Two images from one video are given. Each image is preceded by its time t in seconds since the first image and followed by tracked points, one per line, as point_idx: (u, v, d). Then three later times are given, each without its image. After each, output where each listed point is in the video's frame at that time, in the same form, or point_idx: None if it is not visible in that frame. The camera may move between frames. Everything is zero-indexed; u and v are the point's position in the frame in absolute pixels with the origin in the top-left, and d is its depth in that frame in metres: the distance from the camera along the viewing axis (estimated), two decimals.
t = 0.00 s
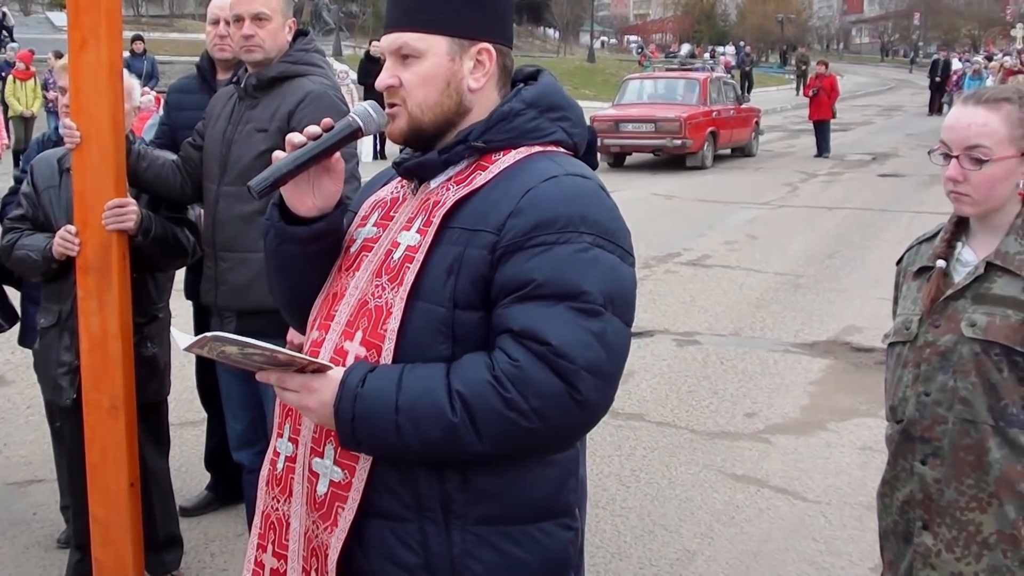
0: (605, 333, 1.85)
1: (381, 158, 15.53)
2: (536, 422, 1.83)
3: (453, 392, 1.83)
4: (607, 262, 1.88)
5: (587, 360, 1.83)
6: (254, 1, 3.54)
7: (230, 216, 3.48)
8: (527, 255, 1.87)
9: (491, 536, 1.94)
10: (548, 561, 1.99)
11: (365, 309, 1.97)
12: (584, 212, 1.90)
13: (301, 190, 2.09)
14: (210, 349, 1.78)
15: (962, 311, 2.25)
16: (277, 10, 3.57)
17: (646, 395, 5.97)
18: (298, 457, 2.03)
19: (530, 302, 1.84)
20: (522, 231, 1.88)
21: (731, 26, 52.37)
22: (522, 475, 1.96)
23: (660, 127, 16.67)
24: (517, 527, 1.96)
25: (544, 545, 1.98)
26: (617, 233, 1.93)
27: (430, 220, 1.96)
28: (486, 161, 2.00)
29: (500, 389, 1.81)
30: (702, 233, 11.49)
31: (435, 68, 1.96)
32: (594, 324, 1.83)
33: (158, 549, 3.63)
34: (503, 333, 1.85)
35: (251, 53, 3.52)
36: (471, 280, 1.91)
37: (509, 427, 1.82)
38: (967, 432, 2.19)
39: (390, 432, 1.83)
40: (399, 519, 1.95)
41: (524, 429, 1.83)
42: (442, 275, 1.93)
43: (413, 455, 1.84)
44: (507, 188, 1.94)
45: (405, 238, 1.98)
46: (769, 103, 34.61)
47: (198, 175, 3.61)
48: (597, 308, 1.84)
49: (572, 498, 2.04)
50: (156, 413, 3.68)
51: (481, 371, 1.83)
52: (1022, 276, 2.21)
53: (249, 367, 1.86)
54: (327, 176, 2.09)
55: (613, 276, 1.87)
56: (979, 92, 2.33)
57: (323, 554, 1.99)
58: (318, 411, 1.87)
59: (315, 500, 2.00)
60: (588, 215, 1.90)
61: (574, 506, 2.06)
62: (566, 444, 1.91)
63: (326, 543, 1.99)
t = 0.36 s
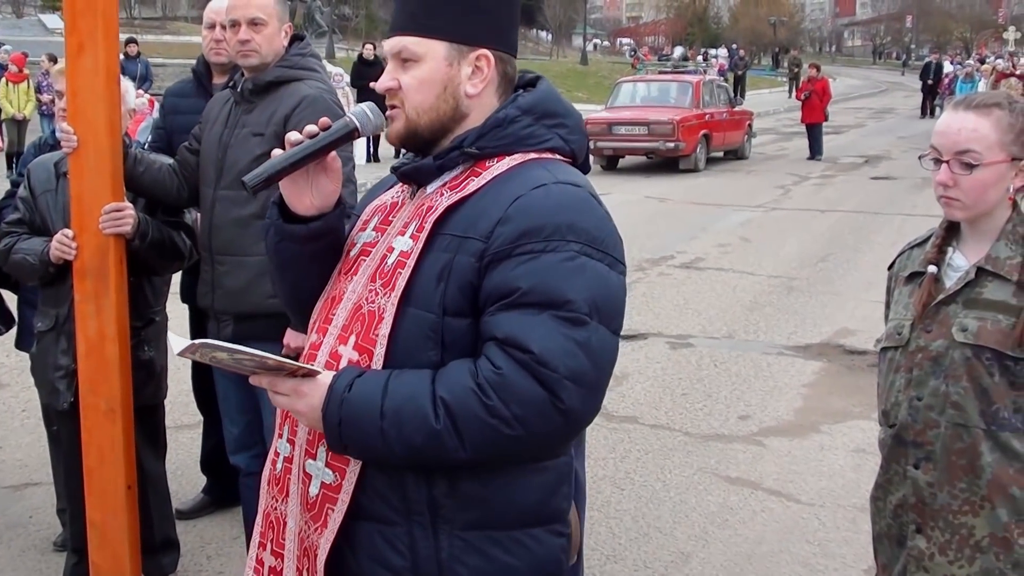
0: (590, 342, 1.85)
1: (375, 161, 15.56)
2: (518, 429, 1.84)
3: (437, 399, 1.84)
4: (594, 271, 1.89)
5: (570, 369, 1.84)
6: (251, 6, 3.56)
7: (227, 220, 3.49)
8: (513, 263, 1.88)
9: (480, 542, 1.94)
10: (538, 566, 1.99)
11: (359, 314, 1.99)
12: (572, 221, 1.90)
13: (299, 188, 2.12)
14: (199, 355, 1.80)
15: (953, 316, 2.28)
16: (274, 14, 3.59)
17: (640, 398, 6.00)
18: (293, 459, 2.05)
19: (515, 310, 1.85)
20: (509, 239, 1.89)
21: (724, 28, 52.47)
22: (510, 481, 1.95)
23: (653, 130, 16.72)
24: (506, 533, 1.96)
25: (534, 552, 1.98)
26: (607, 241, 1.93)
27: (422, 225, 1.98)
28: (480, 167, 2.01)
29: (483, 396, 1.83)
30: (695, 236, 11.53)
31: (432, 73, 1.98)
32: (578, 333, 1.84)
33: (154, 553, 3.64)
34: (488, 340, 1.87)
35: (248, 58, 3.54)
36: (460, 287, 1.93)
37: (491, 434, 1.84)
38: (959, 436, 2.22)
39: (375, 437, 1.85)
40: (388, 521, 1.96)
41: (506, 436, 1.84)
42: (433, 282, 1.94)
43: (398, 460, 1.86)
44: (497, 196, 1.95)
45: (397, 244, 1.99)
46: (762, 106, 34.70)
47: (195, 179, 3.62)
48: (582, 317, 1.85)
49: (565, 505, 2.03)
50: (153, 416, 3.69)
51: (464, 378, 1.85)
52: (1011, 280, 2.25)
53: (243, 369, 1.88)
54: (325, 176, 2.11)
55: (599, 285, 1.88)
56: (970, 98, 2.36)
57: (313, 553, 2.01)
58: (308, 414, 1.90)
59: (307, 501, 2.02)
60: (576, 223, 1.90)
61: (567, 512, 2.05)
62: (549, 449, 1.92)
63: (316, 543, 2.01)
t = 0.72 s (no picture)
0: (566, 346, 1.85)
1: (370, 164, 15.58)
2: (493, 432, 1.84)
3: (415, 401, 1.85)
4: (574, 275, 1.88)
5: (546, 373, 1.83)
6: (247, 11, 3.58)
7: (223, 224, 3.51)
8: (492, 267, 1.88)
9: (463, 543, 1.94)
10: (521, 568, 1.98)
11: (348, 316, 2.00)
12: (553, 225, 1.90)
13: (293, 191, 2.15)
14: (189, 356, 1.81)
15: (943, 318, 2.30)
16: (269, 18, 3.61)
17: (635, 400, 6.02)
18: (287, 457, 2.07)
19: (491, 314, 1.85)
20: (489, 243, 1.90)
21: (719, 30, 52.60)
22: (495, 483, 1.95)
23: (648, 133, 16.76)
24: (490, 534, 1.96)
25: (518, 553, 1.98)
26: (589, 246, 1.92)
27: (409, 228, 1.99)
28: (469, 171, 2.02)
29: (458, 399, 1.83)
30: (690, 239, 11.56)
31: (420, 78, 1.99)
32: (555, 337, 1.84)
33: (151, 554, 3.66)
34: (466, 343, 1.87)
35: (244, 63, 3.56)
36: (442, 292, 1.93)
37: (466, 437, 1.84)
38: (949, 437, 2.25)
39: (354, 437, 1.86)
40: (373, 520, 1.97)
41: (482, 439, 1.84)
42: (417, 286, 1.95)
43: (377, 461, 1.87)
44: (480, 200, 1.95)
45: (385, 247, 2.01)
46: (757, 109, 34.77)
47: (192, 183, 3.64)
48: (559, 322, 1.84)
49: (552, 507, 2.02)
50: (150, 418, 3.71)
51: (441, 381, 1.85)
52: (1000, 282, 2.27)
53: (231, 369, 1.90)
54: (320, 181, 2.13)
55: (578, 290, 1.87)
56: (958, 102, 2.39)
57: (300, 550, 2.03)
58: (293, 415, 1.92)
59: (297, 499, 2.03)
60: (557, 228, 1.90)
61: (555, 514, 2.04)
62: (527, 452, 1.92)
63: (304, 541, 2.02)
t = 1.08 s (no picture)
0: (544, 344, 1.88)
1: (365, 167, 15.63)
2: (472, 427, 1.87)
3: (396, 397, 1.88)
4: (552, 275, 1.91)
5: (523, 370, 1.86)
6: (244, 14, 3.62)
7: (219, 225, 3.56)
8: (472, 267, 1.91)
9: (446, 535, 1.97)
10: (504, 561, 2.01)
11: (336, 312, 2.04)
12: (534, 226, 1.93)
13: (287, 190, 2.19)
14: (181, 351, 1.85)
15: (926, 316, 2.36)
16: (266, 22, 3.65)
17: (627, 401, 6.07)
18: (279, 449, 2.11)
19: (471, 313, 1.88)
20: (471, 243, 1.93)
21: (714, 34, 52.75)
22: (478, 477, 1.98)
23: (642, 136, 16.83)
24: (473, 526, 1.99)
25: (501, 545, 2.01)
26: (569, 247, 1.95)
27: (395, 228, 2.02)
28: (455, 172, 2.06)
29: (438, 396, 1.86)
30: (683, 241, 11.62)
31: (409, 80, 2.04)
32: (532, 335, 1.87)
33: (148, 551, 3.70)
34: (447, 341, 1.90)
35: (240, 65, 3.61)
36: (425, 290, 1.97)
37: (446, 432, 1.87)
38: (931, 431, 2.30)
39: (338, 431, 1.89)
40: (359, 512, 2.01)
41: (462, 434, 1.88)
42: (401, 284, 1.98)
43: (360, 455, 1.90)
44: (464, 200, 1.99)
45: (373, 245, 2.05)
46: (752, 113, 34.86)
47: (188, 185, 3.68)
48: (537, 320, 1.87)
49: (535, 500, 2.05)
50: (148, 416, 3.74)
51: (422, 377, 1.89)
52: (982, 280, 2.32)
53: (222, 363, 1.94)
54: (312, 181, 2.17)
55: (556, 289, 1.89)
56: (941, 104, 2.44)
57: (288, 540, 2.07)
58: (280, 408, 1.95)
59: (287, 490, 2.08)
60: (538, 228, 1.93)
61: (539, 507, 2.07)
62: (506, 446, 1.95)
63: (293, 531, 2.06)
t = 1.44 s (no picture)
0: (514, 342, 1.90)
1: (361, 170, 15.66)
2: (442, 422, 1.90)
3: (369, 393, 1.91)
4: (523, 273, 1.93)
5: (493, 367, 1.89)
6: (232, 17, 3.65)
7: (208, 226, 3.59)
8: (445, 266, 1.94)
9: (420, 529, 2.00)
10: (478, 554, 2.04)
11: (314, 310, 2.07)
12: (505, 225, 1.96)
13: (268, 190, 2.22)
14: (160, 348, 1.88)
15: (902, 313, 2.39)
16: (254, 25, 3.68)
17: (619, 401, 6.10)
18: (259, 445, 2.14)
19: (443, 311, 1.91)
20: (443, 242, 1.96)
21: (710, 37, 52.87)
22: (453, 472, 2.01)
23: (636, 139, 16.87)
24: (448, 520, 2.02)
25: (476, 539, 2.04)
26: (541, 246, 1.97)
27: (370, 227, 2.05)
28: (430, 172, 2.09)
29: (409, 392, 1.89)
30: (677, 244, 11.66)
31: (386, 83, 2.07)
32: (502, 332, 1.89)
33: (140, 551, 3.72)
34: (420, 339, 1.93)
35: (228, 69, 3.64)
36: (400, 288, 2.00)
37: (417, 427, 1.90)
38: (908, 427, 2.33)
39: (312, 426, 1.92)
40: (335, 506, 2.04)
41: (433, 430, 1.90)
42: (376, 282, 2.01)
43: (334, 450, 1.93)
44: (438, 200, 2.02)
45: (350, 245, 2.08)
46: (749, 115, 34.92)
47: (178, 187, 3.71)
48: (507, 318, 1.90)
49: (510, 495, 2.08)
50: (139, 417, 3.77)
51: (395, 374, 1.92)
52: (958, 279, 2.35)
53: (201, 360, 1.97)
54: (292, 181, 2.21)
55: (527, 287, 1.92)
56: (918, 106, 2.47)
57: (267, 534, 2.10)
58: (257, 405, 1.99)
59: (267, 486, 2.11)
60: (509, 227, 1.96)
61: (514, 501, 2.10)
62: (479, 441, 1.98)
63: (272, 526, 2.09)
